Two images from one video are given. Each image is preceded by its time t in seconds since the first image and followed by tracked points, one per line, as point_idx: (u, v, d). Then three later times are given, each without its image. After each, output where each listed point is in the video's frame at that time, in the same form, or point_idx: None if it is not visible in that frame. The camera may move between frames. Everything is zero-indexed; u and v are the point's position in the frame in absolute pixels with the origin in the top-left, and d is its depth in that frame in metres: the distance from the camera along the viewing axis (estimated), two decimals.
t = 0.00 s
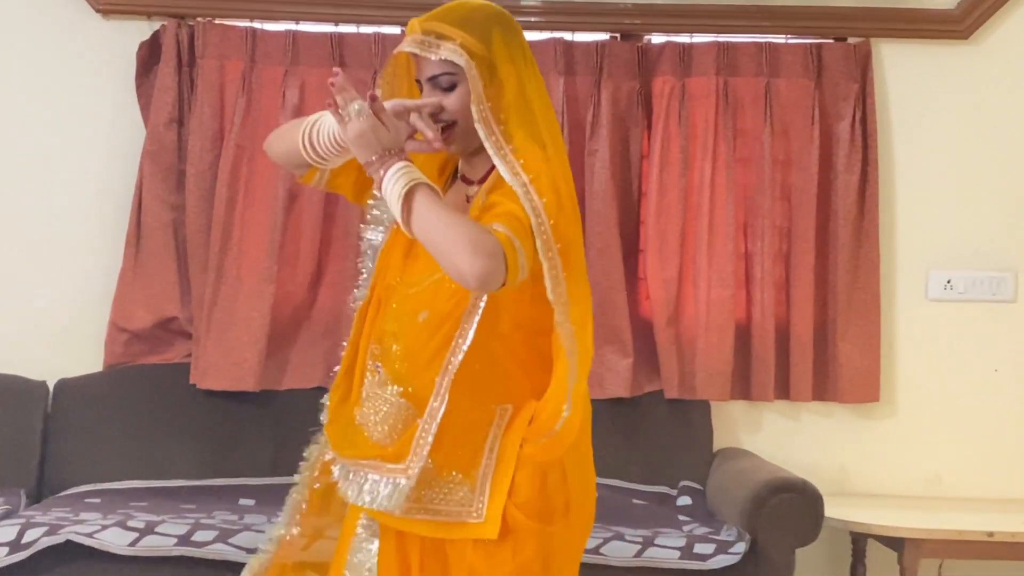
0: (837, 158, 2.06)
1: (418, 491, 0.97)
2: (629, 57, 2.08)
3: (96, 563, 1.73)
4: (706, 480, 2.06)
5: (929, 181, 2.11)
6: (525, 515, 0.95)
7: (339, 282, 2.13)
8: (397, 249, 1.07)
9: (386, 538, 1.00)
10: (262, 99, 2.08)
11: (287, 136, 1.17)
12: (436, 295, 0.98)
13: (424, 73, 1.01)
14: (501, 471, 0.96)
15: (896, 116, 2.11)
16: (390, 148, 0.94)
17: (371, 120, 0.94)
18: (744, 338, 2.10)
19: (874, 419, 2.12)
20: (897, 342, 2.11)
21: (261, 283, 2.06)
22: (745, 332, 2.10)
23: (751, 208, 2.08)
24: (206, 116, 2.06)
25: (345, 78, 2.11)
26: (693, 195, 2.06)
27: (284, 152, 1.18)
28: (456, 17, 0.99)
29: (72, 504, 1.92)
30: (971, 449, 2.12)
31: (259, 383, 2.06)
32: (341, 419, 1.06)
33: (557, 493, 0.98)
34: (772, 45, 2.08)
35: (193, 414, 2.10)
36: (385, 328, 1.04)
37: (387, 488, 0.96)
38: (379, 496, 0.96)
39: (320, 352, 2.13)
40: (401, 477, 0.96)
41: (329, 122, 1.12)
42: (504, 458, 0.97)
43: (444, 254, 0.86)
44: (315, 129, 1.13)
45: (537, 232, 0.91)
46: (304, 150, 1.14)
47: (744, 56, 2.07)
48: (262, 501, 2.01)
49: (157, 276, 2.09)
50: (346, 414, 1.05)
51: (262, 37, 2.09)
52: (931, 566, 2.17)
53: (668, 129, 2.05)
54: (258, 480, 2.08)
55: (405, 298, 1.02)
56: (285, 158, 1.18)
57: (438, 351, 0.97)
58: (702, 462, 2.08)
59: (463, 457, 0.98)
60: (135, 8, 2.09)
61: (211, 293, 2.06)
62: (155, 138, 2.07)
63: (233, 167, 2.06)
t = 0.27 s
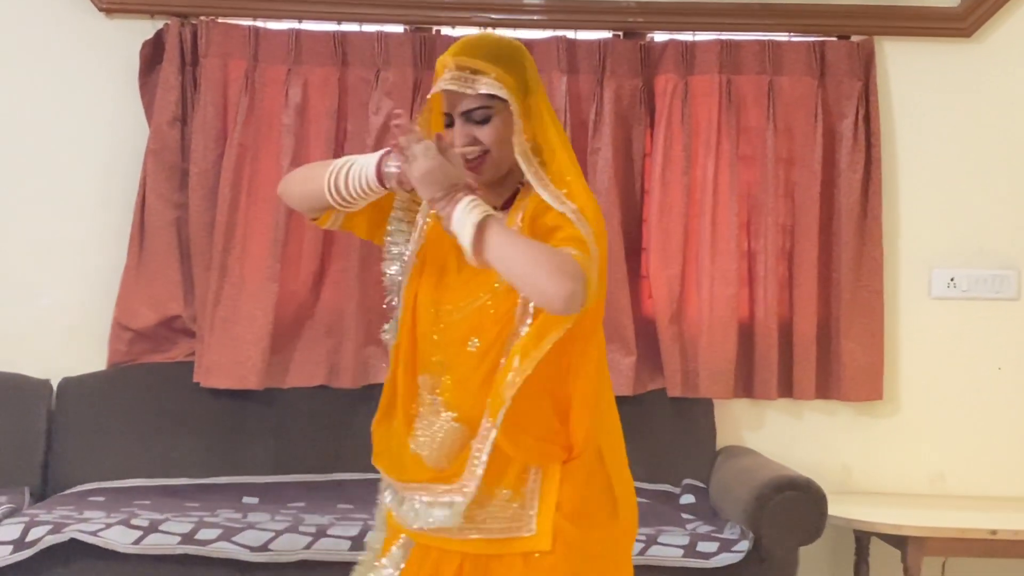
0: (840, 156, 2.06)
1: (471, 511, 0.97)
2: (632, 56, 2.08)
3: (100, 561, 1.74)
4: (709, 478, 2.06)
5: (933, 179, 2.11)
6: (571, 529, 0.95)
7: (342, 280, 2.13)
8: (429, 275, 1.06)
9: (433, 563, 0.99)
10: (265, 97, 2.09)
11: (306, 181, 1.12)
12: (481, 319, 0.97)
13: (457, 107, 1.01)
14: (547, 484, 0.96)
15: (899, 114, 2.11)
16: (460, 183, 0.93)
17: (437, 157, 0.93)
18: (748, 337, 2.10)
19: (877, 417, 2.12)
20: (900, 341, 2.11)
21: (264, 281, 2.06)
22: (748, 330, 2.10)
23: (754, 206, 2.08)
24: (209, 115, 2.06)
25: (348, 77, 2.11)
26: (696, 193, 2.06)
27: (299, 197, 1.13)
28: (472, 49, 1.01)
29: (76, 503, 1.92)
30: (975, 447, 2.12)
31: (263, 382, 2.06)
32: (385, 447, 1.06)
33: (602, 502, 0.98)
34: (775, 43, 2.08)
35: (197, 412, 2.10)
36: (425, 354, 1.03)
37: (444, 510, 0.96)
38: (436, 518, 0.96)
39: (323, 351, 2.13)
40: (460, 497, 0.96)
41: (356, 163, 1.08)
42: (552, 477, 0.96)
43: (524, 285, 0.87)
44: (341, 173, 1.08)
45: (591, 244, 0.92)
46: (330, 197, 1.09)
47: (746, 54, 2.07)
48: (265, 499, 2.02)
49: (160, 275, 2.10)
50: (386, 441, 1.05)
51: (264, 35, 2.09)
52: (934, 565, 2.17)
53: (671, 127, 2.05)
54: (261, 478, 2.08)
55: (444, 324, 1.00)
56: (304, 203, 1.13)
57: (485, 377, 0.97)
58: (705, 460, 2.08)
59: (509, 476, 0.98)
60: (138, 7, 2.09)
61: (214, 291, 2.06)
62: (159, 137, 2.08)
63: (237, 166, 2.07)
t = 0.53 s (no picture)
0: (842, 155, 2.06)
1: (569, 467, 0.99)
2: (634, 55, 2.08)
3: (103, 560, 1.74)
4: (711, 477, 2.06)
5: (934, 177, 2.11)
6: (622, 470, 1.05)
7: (343, 279, 2.13)
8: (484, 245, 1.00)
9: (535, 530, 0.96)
10: (266, 96, 2.08)
11: (353, 152, 0.94)
12: (559, 283, 1.01)
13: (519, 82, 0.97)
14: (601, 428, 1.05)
15: (901, 112, 2.11)
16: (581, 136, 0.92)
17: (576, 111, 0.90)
18: (749, 336, 2.10)
19: (878, 416, 2.12)
20: (902, 340, 2.11)
21: (266, 280, 2.06)
22: (750, 329, 2.10)
23: (755, 205, 2.08)
24: (210, 114, 2.06)
25: (349, 76, 2.11)
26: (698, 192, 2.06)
27: (341, 166, 0.95)
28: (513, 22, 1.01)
29: (78, 502, 1.92)
30: (977, 446, 2.12)
31: (264, 381, 2.06)
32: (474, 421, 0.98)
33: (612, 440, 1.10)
34: (776, 42, 2.08)
35: (198, 411, 2.10)
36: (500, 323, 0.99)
37: (574, 469, 0.97)
38: (568, 480, 0.96)
39: (325, 350, 2.13)
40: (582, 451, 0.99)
41: (412, 125, 1.33)
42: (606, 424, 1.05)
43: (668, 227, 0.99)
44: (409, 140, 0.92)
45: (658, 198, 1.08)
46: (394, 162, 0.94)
47: (749, 53, 2.07)
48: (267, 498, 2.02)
49: (162, 274, 2.09)
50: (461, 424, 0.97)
51: (266, 34, 2.09)
52: (936, 563, 2.17)
53: (672, 126, 2.05)
54: (263, 477, 2.08)
55: (524, 290, 0.99)
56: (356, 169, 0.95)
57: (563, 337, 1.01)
58: (707, 459, 2.08)
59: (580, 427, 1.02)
60: (140, 6, 2.09)
61: (216, 290, 2.06)
62: (160, 136, 2.07)
63: (238, 165, 2.07)
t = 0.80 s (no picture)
0: (842, 154, 2.06)
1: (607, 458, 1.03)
2: (634, 54, 2.08)
3: (103, 558, 1.74)
4: (710, 475, 2.06)
5: (934, 176, 2.11)
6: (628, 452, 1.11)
7: (344, 278, 2.13)
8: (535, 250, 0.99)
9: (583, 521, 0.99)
10: (267, 95, 2.08)
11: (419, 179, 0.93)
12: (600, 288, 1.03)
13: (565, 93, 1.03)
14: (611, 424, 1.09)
15: (901, 111, 2.11)
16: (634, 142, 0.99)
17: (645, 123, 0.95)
18: (749, 334, 2.10)
19: (878, 415, 2.12)
20: (902, 339, 2.11)
21: (266, 280, 2.06)
22: (750, 328, 2.10)
23: (756, 204, 2.08)
24: (210, 113, 2.06)
25: (349, 75, 2.11)
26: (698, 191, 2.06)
27: (408, 188, 0.93)
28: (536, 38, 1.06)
29: (78, 501, 1.92)
30: (977, 445, 2.12)
31: (265, 380, 2.06)
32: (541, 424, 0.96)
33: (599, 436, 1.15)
34: (776, 41, 2.08)
35: (199, 410, 2.10)
36: (560, 326, 0.99)
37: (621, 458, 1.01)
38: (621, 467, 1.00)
39: (325, 349, 2.13)
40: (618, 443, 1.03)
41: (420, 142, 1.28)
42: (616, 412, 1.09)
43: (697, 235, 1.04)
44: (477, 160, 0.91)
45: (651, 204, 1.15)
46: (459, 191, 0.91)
47: (749, 52, 2.07)
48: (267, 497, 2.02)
49: (162, 273, 2.10)
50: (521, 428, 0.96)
51: (266, 33, 2.09)
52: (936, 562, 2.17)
53: (672, 125, 2.05)
54: (263, 476, 2.08)
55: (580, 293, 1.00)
56: (423, 195, 0.93)
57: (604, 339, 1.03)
58: (707, 458, 2.08)
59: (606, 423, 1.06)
60: (140, 5, 2.09)
61: (217, 289, 2.06)
62: (160, 135, 2.07)
63: (238, 164, 2.07)
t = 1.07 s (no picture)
0: (843, 153, 2.06)
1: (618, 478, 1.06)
2: (634, 53, 2.08)
3: (103, 558, 1.73)
4: (711, 475, 2.06)
5: (934, 175, 2.11)
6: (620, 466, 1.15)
7: (344, 277, 2.12)
8: (544, 285, 1.01)
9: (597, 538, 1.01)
10: (266, 94, 2.08)
11: (432, 220, 0.93)
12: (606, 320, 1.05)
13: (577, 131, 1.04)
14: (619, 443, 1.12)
15: (901, 110, 2.11)
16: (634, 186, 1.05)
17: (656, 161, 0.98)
18: (750, 333, 2.10)
19: (879, 414, 2.12)
20: (903, 338, 2.11)
21: (266, 279, 2.06)
22: (751, 327, 2.10)
23: (756, 203, 2.08)
24: (210, 111, 2.06)
25: (349, 74, 2.11)
26: (699, 190, 2.06)
27: (429, 234, 0.92)
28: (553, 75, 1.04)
29: (78, 500, 1.92)
30: (979, 444, 2.12)
31: (265, 379, 2.05)
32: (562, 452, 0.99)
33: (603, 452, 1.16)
34: (777, 39, 2.08)
35: (198, 410, 2.10)
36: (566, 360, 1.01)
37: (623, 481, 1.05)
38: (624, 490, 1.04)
39: (325, 348, 2.13)
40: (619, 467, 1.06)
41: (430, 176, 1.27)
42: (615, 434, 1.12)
43: (696, 270, 1.07)
44: (500, 205, 0.92)
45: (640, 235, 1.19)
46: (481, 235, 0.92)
47: (749, 50, 2.07)
48: (268, 496, 2.01)
49: (162, 272, 2.09)
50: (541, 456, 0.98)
51: (265, 31, 2.08)
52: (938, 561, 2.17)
53: (673, 123, 2.05)
54: (263, 476, 2.08)
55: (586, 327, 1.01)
56: (442, 239, 0.92)
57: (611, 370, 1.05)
58: (708, 457, 2.08)
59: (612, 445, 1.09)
60: (139, 4, 2.09)
61: (217, 288, 2.06)
62: (160, 133, 2.07)
63: (238, 163, 2.06)
